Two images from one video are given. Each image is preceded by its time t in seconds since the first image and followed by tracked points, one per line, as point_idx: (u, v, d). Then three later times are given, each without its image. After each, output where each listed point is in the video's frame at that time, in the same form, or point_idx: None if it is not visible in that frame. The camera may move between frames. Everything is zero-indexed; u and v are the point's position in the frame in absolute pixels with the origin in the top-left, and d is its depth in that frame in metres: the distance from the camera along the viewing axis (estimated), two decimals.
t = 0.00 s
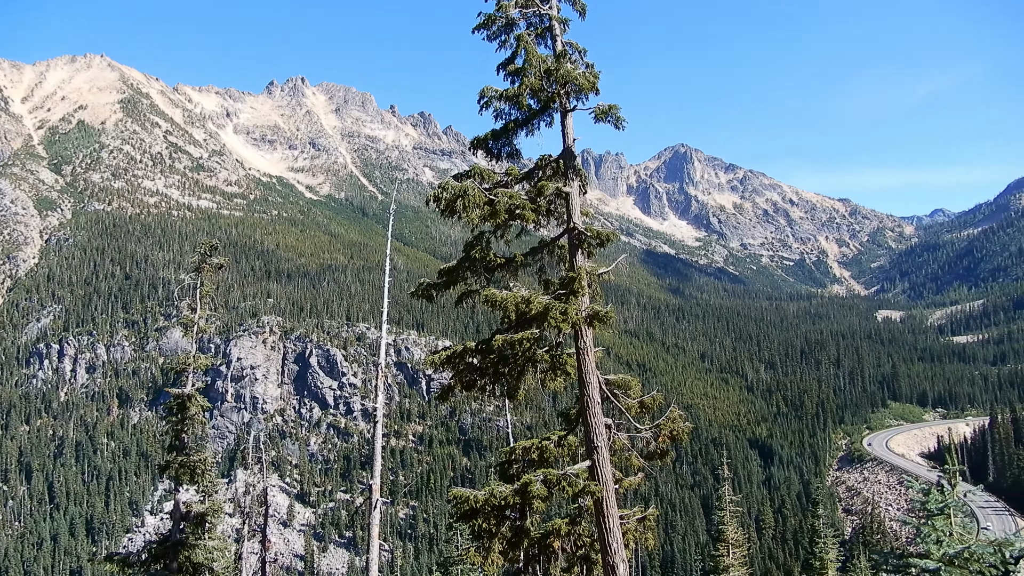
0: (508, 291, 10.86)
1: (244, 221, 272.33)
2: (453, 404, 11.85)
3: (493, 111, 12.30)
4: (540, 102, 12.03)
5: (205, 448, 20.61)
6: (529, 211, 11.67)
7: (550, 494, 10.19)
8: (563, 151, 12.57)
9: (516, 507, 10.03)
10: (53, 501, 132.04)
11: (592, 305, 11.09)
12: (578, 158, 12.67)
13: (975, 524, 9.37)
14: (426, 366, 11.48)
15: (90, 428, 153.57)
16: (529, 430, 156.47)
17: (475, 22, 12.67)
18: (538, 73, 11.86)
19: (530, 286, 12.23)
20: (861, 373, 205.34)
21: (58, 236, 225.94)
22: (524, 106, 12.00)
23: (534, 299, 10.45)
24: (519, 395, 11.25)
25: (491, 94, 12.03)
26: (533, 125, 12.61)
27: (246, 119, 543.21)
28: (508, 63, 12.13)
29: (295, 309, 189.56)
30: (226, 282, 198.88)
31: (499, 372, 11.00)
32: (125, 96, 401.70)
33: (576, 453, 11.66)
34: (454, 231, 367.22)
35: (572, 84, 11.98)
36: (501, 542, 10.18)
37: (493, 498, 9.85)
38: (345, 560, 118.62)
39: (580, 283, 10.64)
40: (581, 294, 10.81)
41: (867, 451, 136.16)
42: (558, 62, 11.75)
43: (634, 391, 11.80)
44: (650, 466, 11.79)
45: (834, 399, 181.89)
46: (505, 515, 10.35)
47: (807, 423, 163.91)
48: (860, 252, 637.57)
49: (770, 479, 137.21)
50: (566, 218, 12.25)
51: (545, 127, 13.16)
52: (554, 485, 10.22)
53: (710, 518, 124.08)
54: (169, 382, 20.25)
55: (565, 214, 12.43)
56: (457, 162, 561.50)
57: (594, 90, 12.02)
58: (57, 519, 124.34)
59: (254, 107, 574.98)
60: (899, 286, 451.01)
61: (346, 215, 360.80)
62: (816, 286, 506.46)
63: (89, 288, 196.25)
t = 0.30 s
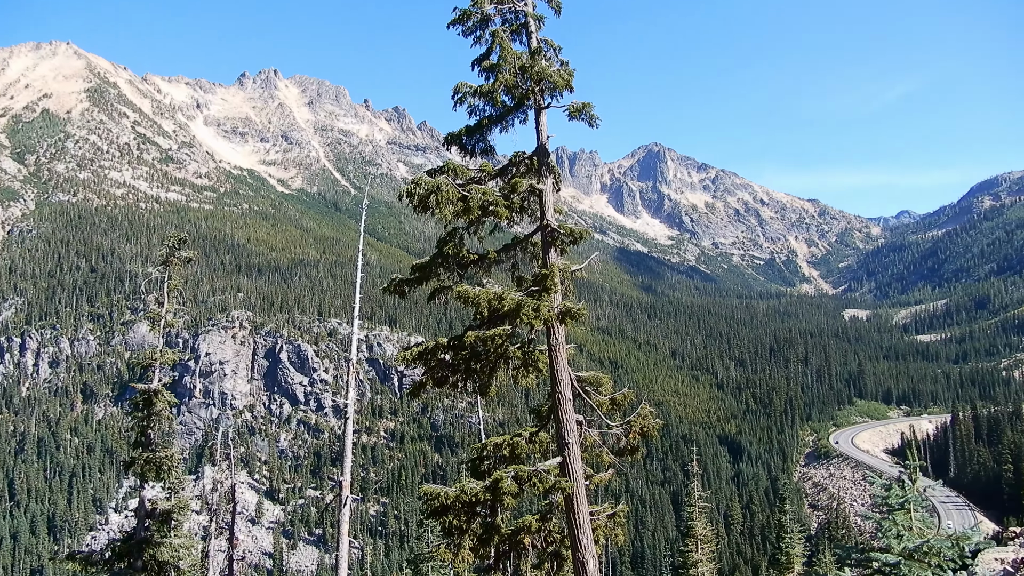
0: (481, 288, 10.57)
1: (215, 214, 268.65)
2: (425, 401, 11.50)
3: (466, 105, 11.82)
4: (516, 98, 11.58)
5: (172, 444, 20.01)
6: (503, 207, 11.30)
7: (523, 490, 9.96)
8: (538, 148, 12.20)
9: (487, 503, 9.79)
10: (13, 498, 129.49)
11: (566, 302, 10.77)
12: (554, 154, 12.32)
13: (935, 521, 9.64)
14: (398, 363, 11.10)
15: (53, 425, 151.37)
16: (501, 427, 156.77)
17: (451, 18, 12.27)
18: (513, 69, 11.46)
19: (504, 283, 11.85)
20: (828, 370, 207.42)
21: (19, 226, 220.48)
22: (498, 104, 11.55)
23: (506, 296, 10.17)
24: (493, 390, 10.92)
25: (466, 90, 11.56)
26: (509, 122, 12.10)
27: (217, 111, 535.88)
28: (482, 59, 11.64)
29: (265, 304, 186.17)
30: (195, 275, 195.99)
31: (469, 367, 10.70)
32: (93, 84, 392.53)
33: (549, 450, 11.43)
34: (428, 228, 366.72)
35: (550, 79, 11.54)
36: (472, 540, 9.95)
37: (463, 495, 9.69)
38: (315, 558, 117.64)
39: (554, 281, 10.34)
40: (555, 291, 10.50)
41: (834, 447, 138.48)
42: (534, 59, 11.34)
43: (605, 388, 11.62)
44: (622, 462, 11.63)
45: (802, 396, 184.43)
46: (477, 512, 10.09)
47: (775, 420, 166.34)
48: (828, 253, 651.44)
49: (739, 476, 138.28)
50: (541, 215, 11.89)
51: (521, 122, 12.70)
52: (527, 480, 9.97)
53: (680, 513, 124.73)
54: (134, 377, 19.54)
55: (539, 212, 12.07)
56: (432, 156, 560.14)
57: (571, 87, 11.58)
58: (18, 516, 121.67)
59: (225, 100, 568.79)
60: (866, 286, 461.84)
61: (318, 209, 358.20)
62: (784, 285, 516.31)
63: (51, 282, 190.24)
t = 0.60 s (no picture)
0: (455, 281, 10.48)
1: (184, 206, 264.47)
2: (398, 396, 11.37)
3: (441, 98, 11.54)
4: (489, 92, 11.46)
5: (140, 439, 19.51)
6: (478, 201, 11.20)
7: (495, 484, 9.94)
8: (512, 142, 12.07)
9: (459, 496, 9.73)
10: None
11: (539, 297, 10.71)
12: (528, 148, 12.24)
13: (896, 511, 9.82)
14: (371, 356, 10.93)
15: (15, 421, 148.30)
16: (474, 421, 156.91)
17: (423, 10, 12.09)
18: (487, 64, 11.29)
19: (477, 277, 11.76)
20: (797, 365, 209.99)
21: None
22: (473, 97, 11.37)
23: (480, 289, 10.10)
24: (465, 384, 10.85)
25: (440, 82, 11.27)
26: (484, 116, 11.92)
27: (188, 102, 526.24)
28: (458, 53, 11.43)
29: (236, 298, 183.62)
30: (164, 268, 192.59)
31: (442, 363, 10.58)
32: (58, 72, 381.97)
33: (522, 443, 11.38)
34: (403, 221, 365.18)
35: (523, 75, 11.47)
36: (444, 533, 9.87)
37: (435, 488, 9.63)
38: (286, 553, 122.67)
39: (526, 275, 10.30)
40: (527, 286, 10.46)
41: (802, 441, 140.93)
42: (508, 53, 11.21)
43: (579, 381, 11.65)
44: (594, 456, 11.59)
45: (771, 389, 186.68)
46: (449, 505, 10.01)
47: (745, 412, 167.99)
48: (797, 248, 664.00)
49: (710, 468, 139.57)
50: (516, 210, 11.81)
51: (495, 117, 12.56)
52: (497, 474, 9.95)
53: (651, 506, 125.80)
54: (99, 372, 19.00)
55: (513, 206, 11.98)
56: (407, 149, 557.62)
57: (544, 82, 11.53)
58: None
59: (195, 89, 559.13)
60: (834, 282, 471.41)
61: (291, 202, 354.59)
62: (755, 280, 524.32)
63: (12, 273, 186.01)
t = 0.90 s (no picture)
0: (433, 274, 10.43)
1: (156, 198, 260.14)
2: (376, 388, 11.22)
3: (419, 91, 11.39)
4: (468, 85, 11.36)
5: (112, 433, 19.03)
6: (455, 193, 11.15)
7: (473, 477, 9.92)
8: (490, 136, 12.00)
9: (436, 489, 9.72)
10: None
11: (519, 290, 10.69)
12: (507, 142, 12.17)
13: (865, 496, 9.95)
14: (349, 349, 10.81)
15: None
16: (453, 413, 157.13)
17: (402, 2, 11.98)
18: (466, 56, 11.17)
19: (454, 270, 11.68)
20: (771, 357, 212.83)
21: None
22: (451, 90, 11.28)
23: (458, 282, 10.07)
24: (443, 377, 10.82)
25: (418, 74, 11.15)
26: (461, 109, 11.81)
27: (159, 91, 515.94)
28: (436, 45, 11.27)
29: (210, 290, 181.25)
30: (136, 260, 189.39)
31: (420, 356, 10.55)
32: (24, 58, 371.57)
33: (501, 436, 11.25)
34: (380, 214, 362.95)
35: (502, 69, 11.46)
36: (423, 525, 9.84)
37: (414, 482, 9.57)
38: (263, 546, 121.97)
39: (504, 269, 10.33)
40: (505, 280, 10.47)
41: (776, 431, 142.83)
42: (486, 45, 11.15)
43: (557, 374, 11.69)
44: (570, 446, 11.62)
45: (746, 381, 188.86)
46: (426, 498, 9.95)
47: (721, 404, 169.78)
48: (773, 242, 673.12)
49: (687, 459, 140.93)
50: (492, 204, 11.77)
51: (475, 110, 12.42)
52: (477, 466, 9.95)
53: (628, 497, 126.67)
54: (68, 366, 18.53)
55: (491, 198, 11.96)
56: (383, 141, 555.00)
57: (521, 76, 11.51)
58: None
59: (167, 78, 549.26)
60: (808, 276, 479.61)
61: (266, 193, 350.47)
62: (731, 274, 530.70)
63: None
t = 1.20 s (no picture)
0: (421, 264, 10.41)
1: (139, 188, 257.74)
2: (362, 379, 11.19)
3: (405, 80, 11.33)
4: (453, 75, 11.28)
5: (97, 425, 19.00)
6: (442, 183, 11.10)
7: (461, 467, 9.95)
8: (478, 125, 11.93)
9: (425, 480, 9.72)
10: None
11: (505, 280, 10.68)
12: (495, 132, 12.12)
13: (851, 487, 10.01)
14: (335, 340, 10.78)
15: None
16: (440, 404, 157.55)
17: None
18: (450, 46, 11.14)
19: (441, 261, 11.67)
20: (757, 348, 213.67)
21: None
22: (437, 78, 11.20)
23: (444, 273, 10.07)
24: (430, 367, 10.78)
25: (403, 64, 11.08)
26: (447, 99, 11.75)
27: (143, 80, 509.51)
28: (422, 34, 11.19)
29: (195, 281, 180.02)
30: (119, 251, 187.86)
31: (407, 346, 10.53)
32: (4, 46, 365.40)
33: (486, 425, 11.26)
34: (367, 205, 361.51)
35: (487, 57, 11.37)
36: (411, 514, 9.87)
37: (399, 472, 9.58)
38: (250, 538, 124.02)
39: (492, 259, 10.31)
40: (494, 270, 10.45)
41: (762, 422, 143.82)
42: (471, 36, 11.08)
43: (544, 365, 11.69)
44: (557, 437, 11.61)
45: (732, 372, 189.38)
46: (415, 488, 9.96)
47: (707, 395, 170.22)
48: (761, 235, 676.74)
49: (673, 450, 141.84)
50: (479, 194, 11.73)
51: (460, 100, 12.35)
52: (463, 457, 9.97)
53: (615, 486, 127.10)
54: (54, 358, 18.45)
55: (477, 189, 11.95)
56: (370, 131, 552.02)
57: (507, 65, 11.44)
58: None
59: (149, 67, 542.65)
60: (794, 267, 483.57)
61: (251, 184, 348.41)
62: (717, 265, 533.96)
63: None
